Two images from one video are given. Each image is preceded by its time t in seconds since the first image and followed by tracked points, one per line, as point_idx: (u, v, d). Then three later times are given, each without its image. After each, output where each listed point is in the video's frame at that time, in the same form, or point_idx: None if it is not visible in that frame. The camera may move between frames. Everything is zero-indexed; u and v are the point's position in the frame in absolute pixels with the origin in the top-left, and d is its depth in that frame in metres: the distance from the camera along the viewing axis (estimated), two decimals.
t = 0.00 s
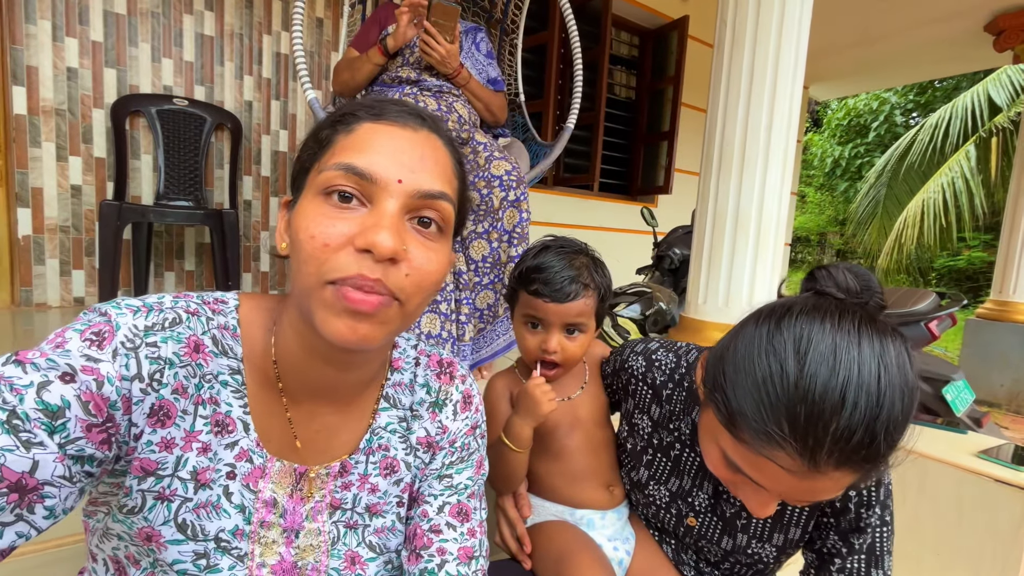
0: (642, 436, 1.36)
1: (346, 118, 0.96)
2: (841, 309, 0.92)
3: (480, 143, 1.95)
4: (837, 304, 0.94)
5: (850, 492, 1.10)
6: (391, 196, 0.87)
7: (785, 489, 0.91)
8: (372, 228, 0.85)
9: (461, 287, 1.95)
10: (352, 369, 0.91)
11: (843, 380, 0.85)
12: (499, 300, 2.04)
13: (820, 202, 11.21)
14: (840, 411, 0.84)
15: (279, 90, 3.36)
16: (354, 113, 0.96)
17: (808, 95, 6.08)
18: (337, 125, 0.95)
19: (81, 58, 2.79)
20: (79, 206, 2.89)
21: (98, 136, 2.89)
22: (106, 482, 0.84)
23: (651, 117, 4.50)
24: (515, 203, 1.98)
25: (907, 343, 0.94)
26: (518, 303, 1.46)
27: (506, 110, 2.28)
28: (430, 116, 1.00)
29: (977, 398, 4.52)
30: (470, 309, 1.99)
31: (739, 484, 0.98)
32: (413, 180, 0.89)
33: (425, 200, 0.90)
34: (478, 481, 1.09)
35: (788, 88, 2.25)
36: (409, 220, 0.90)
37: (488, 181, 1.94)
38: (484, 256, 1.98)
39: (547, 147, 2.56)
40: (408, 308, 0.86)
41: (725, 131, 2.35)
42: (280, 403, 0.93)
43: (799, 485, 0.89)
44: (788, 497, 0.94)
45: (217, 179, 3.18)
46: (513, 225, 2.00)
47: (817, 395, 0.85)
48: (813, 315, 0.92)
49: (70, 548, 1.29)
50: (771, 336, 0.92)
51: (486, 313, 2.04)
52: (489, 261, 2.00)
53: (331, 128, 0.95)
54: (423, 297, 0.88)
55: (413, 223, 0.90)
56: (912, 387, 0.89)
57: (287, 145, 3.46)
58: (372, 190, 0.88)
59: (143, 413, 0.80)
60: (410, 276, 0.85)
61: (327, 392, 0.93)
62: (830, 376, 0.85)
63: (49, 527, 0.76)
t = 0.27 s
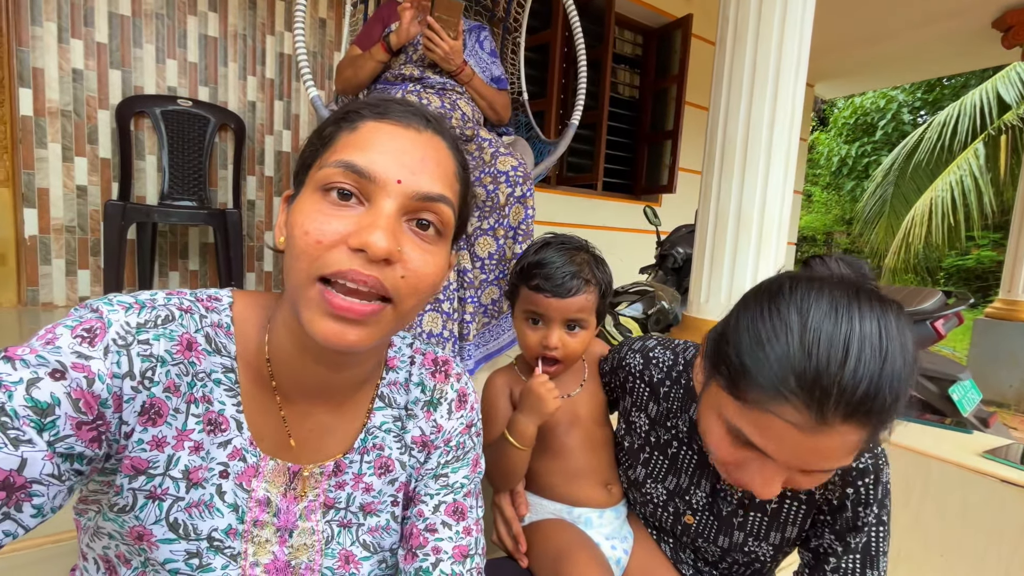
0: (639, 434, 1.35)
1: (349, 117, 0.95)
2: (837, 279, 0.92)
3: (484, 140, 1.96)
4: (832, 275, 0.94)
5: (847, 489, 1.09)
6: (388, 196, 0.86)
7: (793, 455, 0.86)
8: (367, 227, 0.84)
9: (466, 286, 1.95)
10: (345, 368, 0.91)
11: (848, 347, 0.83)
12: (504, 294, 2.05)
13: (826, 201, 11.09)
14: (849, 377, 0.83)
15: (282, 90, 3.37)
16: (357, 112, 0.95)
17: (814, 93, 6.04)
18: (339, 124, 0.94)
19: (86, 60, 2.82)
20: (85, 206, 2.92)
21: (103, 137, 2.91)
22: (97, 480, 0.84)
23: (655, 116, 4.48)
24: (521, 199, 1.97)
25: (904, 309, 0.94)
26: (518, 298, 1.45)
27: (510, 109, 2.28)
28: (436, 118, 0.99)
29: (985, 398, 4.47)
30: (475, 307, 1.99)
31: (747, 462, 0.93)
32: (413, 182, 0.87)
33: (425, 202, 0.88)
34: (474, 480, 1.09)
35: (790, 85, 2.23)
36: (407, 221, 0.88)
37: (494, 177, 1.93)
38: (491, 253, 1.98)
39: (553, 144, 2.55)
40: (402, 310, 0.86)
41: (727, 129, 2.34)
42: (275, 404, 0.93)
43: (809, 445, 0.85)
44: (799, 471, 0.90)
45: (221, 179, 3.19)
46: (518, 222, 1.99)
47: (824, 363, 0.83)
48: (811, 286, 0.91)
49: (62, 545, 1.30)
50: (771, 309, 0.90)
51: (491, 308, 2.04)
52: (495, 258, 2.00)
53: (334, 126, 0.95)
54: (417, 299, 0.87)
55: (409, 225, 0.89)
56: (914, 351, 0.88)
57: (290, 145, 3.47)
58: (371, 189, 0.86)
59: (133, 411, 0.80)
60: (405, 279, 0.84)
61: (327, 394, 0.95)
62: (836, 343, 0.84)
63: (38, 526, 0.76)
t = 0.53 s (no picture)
0: (645, 433, 1.35)
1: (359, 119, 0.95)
2: (820, 238, 1.05)
3: (494, 134, 2.00)
4: (812, 235, 1.07)
5: (858, 488, 1.10)
6: (393, 203, 0.86)
7: (826, 365, 0.94)
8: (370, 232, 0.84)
9: (478, 283, 1.94)
10: (344, 370, 0.91)
11: (858, 290, 0.97)
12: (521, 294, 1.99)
13: (833, 201, 10.85)
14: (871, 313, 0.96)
15: (287, 91, 3.39)
16: (368, 114, 0.95)
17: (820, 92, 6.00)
18: (350, 126, 0.95)
19: (94, 61, 2.85)
20: (93, 207, 2.95)
21: (110, 138, 2.94)
22: (97, 480, 0.85)
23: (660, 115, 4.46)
24: (533, 190, 1.98)
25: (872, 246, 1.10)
26: (523, 297, 1.44)
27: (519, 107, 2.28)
28: (448, 125, 0.99)
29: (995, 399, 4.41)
30: (488, 305, 1.96)
31: (785, 405, 0.97)
32: (419, 189, 0.87)
33: (431, 209, 0.88)
34: (475, 478, 1.09)
35: (795, 82, 2.22)
36: (411, 229, 0.88)
37: (505, 169, 1.96)
38: (504, 247, 1.97)
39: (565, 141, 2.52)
40: (398, 315, 0.84)
41: (731, 128, 2.33)
42: (274, 403, 0.94)
43: (837, 348, 0.94)
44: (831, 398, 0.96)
45: (227, 180, 3.21)
46: (531, 215, 1.99)
47: (845, 308, 0.95)
48: (803, 252, 1.03)
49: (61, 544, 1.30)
50: (780, 279, 1.01)
51: (507, 308, 1.98)
52: (509, 253, 1.99)
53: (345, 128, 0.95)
54: (417, 306, 0.87)
55: (414, 232, 0.88)
56: (899, 277, 1.04)
57: (295, 146, 3.49)
58: (376, 194, 0.86)
59: (133, 411, 0.81)
60: (404, 286, 0.84)
61: (327, 394, 0.95)
62: (848, 290, 0.96)
63: (38, 526, 0.77)
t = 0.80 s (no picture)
0: (648, 428, 1.35)
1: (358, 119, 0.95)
2: (825, 231, 1.06)
3: (499, 128, 2.02)
4: (816, 228, 1.09)
5: (858, 483, 1.11)
6: (385, 196, 0.86)
7: (834, 350, 0.95)
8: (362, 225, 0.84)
9: (484, 280, 1.94)
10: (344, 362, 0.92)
11: (865, 279, 0.97)
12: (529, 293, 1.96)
13: (835, 202, 10.84)
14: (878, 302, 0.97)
15: (289, 92, 3.41)
16: (369, 113, 0.95)
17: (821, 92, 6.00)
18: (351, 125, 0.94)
19: (98, 62, 2.87)
20: (96, 207, 2.97)
21: (113, 138, 2.96)
22: (100, 471, 0.85)
23: (661, 116, 4.47)
24: (541, 183, 1.96)
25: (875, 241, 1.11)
26: (527, 296, 1.44)
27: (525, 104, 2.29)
28: (443, 121, 0.99)
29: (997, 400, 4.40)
30: (494, 304, 1.94)
31: (794, 392, 0.97)
32: (412, 182, 0.88)
33: (423, 202, 0.89)
34: (470, 471, 1.09)
35: (795, 82, 2.22)
36: (404, 222, 0.88)
37: (512, 163, 1.95)
38: (511, 243, 1.96)
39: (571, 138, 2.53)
40: (392, 309, 0.85)
41: (731, 128, 2.33)
42: (274, 396, 0.94)
43: (845, 333, 0.95)
44: (838, 386, 0.97)
45: (229, 180, 3.25)
46: (540, 209, 1.96)
47: (852, 297, 0.96)
48: (809, 243, 1.04)
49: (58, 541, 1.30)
50: (787, 270, 1.02)
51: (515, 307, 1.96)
52: (516, 249, 1.96)
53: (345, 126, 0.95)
54: (410, 299, 0.87)
55: (407, 225, 0.88)
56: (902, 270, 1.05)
57: (297, 146, 3.51)
58: (369, 187, 0.87)
59: (137, 403, 0.81)
60: (397, 278, 0.84)
61: (324, 389, 0.95)
62: (855, 279, 0.97)
63: (44, 514, 0.77)
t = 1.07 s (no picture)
0: (654, 432, 1.35)
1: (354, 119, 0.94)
2: (844, 244, 1.05)
3: (503, 125, 2.00)
4: (834, 239, 1.07)
5: (862, 507, 1.07)
6: (386, 197, 0.86)
7: (851, 369, 0.94)
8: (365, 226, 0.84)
9: (485, 280, 1.95)
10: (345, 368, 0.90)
11: (884, 296, 0.96)
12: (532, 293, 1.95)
13: (836, 202, 10.86)
14: (897, 319, 0.96)
15: (290, 91, 3.40)
16: (369, 115, 0.94)
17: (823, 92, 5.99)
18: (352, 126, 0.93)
19: (98, 62, 2.86)
20: (96, 207, 2.96)
21: (114, 138, 2.95)
22: (97, 482, 0.85)
23: (663, 116, 4.46)
24: (545, 180, 1.95)
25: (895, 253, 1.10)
26: (539, 297, 1.43)
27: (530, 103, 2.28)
28: (436, 119, 0.98)
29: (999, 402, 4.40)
30: (496, 305, 1.94)
31: (807, 408, 0.97)
32: (412, 183, 0.87)
33: (424, 203, 0.88)
34: (477, 479, 1.09)
35: (798, 83, 2.21)
36: (406, 223, 0.88)
37: (516, 159, 1.94)
38: (513, 242, 1.96)
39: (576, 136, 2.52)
40: (397, 313, 0.85)
41: (734, 129, 2.33)
42: (273, 400, 0.93)
43: (864, 352, 0.94)
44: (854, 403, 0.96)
45: (229, 180, 3.24)
46: (543, 206, 1.94)
47: (869, 314, 0.95)
48: (827, 256, 1.03)
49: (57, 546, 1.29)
50: (804, 284, 1.01)
51: (519, 309, 1.96)
52: (519, 248, 1.96)
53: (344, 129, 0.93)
54: (414, 301, 0.87)
55: (409, 227, 0.88)
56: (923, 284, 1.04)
57: (298, 146, 3.50)
58: (369, 190, 0.86)
59: (133, 412, 0.81)
60: (401, 281, 0.83)
61: (326, 396, 0.95)
62: (874, 296, 0.96)
63: (36, 528, 0.77)
